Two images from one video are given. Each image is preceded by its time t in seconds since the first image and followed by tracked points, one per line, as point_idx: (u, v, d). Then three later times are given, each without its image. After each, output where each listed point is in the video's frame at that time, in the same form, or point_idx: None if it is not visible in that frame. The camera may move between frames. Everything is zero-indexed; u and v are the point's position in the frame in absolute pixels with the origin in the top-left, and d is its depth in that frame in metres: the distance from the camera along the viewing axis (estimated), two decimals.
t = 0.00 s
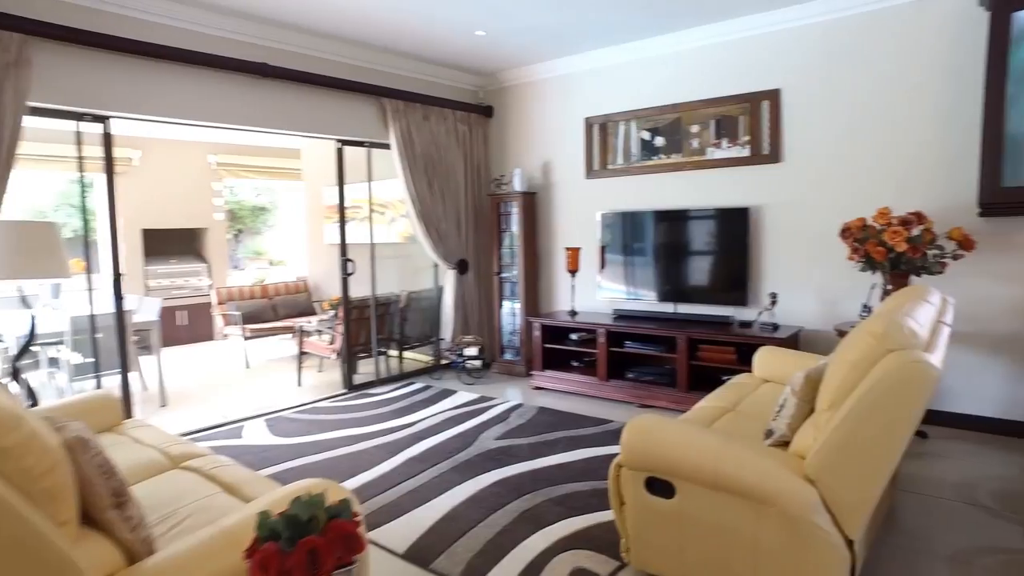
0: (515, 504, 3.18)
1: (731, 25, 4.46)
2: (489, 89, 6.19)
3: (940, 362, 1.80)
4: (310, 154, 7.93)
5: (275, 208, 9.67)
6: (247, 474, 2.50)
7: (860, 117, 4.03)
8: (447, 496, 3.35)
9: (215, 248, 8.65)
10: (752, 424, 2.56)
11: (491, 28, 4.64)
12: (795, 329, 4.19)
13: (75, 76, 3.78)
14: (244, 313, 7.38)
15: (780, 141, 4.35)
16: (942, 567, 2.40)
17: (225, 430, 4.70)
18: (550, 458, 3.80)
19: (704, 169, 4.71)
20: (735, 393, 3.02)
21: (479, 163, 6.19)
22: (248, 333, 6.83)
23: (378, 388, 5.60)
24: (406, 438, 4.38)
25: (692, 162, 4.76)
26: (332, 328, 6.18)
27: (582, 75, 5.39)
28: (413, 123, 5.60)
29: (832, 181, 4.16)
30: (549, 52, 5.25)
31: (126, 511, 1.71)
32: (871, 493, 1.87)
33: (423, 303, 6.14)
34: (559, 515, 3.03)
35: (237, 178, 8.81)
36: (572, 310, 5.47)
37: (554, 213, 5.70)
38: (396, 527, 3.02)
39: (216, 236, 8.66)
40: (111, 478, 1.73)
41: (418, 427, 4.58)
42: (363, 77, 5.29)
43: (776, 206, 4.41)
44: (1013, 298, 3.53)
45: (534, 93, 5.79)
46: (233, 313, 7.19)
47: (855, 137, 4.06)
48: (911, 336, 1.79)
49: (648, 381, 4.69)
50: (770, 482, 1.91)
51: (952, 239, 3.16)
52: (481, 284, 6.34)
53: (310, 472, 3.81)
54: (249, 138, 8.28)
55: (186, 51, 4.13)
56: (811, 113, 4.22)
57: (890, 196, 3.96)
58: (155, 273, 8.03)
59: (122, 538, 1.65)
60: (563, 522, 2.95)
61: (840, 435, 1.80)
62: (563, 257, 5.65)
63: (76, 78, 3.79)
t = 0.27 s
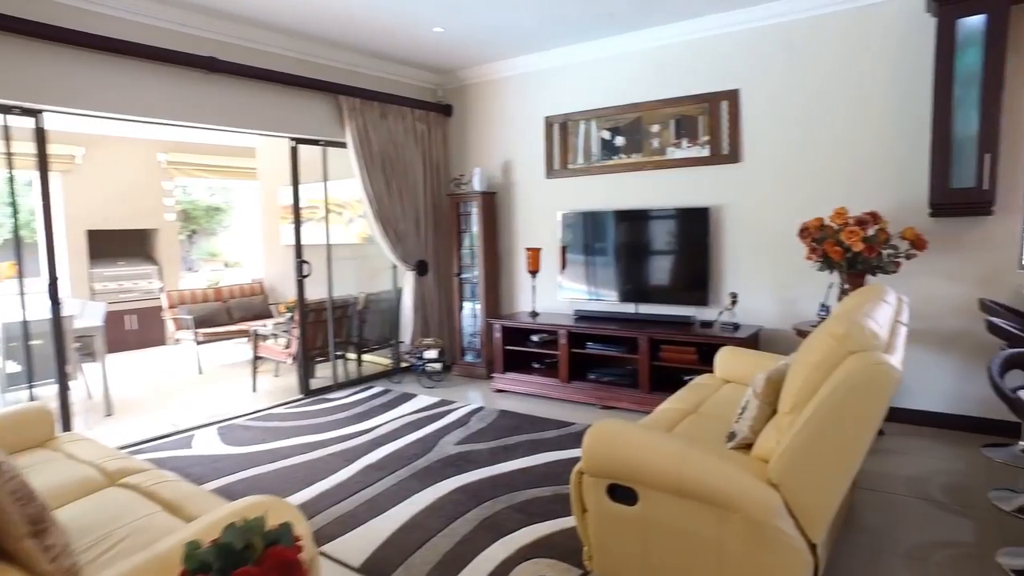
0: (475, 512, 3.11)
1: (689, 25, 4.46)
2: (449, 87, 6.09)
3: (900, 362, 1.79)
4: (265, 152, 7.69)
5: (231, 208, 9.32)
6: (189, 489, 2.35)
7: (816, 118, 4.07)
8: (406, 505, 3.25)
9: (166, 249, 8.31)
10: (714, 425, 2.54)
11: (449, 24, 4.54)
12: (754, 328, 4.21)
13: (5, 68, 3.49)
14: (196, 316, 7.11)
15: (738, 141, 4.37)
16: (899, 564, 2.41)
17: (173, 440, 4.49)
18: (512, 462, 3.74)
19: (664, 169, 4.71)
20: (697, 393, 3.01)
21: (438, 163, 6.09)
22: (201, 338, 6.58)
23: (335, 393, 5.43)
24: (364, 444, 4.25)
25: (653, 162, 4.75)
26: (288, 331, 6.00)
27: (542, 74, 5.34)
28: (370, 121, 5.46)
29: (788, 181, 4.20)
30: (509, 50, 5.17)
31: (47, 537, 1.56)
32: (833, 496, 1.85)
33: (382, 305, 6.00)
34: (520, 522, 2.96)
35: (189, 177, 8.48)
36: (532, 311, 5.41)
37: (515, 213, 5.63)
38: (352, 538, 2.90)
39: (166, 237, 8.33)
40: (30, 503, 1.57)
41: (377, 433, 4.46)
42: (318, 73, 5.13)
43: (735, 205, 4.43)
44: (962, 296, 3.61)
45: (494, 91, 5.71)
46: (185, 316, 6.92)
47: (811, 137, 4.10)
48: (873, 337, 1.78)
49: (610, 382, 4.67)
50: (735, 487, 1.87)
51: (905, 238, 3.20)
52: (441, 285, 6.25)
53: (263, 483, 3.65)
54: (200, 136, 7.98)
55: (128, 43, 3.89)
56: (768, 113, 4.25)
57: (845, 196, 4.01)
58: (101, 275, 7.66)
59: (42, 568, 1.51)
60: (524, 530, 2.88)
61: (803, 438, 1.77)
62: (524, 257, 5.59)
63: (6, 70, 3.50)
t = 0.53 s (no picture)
0: (432, 519, 3.03)
1: (648, 24, 4.46)
2: (406, 85, 5.98)
3: (858, 361, 1.78)
4: (216, 150, 7.41)
5: (184, 208, 9.02)
6: (126, 507, 2.20)
7: (771, 119, 4.11)
8: (362, 514, 3.14)
9: (112, 250, 7.94)
10: (673, 427, 2.52)
11: (404, 20, 4.43)
12: (713, 328, 4.23)
13: None
14: (144, 320, 6.81)
15: (696, 141, 4.39)
16: (854, 561, 2.43)
17: (117, 451, 4.26)
18: (471, 467, 3.67)
19: (623, 169, 4.70)
20: (656, 394, 2.99)
21: (395, 162, 5.97)
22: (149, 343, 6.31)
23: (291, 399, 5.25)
24: (318, 451, 4.11)
25: (612, 162, 4.74)
26: (240, 335, 5.79)
27: (501, 72, 5.27)
28: (324, 119, 5.31)
29: (745, 182, 4.24)
30: (467, 47, 5.09)
31: None
32: (794, 498, 1.83)
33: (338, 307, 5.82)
34: (478, 529, 2.90)
35: (136, 175, 8.14)
36: (492, 312, 5.36)
37: (474, 213, 5.56)
38: (304, 550, 2.79)
39: (112, 237, 7.97)
40: None
41: (332, 439, 4.33)
42: (270, 69, 4.96)
43: (692, 205, 4.45)
44: (911, 294, 3.69)
45: (452, 89, 5.62)
46: (132, 321, 6.62)
47: (766, 138, 4.14)
48: (831, 337, 1.76)
49: (570, 383, 4.64)
50: (695, 491, 1.84)
51: (859, 238, 3.24)
52: (398, 287, 6.13)
53: (211, 494, 3.49)
54: (147, 132, 7.65)
55: (64, 32, 3.65)
56: (725, 114, 4.27)
57: (799, 196, 4.06)
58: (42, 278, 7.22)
59: None
60: (483, 536, 2.82)
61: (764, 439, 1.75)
62: (483, 258, 5.52)
63: None
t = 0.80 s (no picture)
0: (390, 528, 2.95)
1: (604, 25, 4.45)
2: (361, 83, 5.85)
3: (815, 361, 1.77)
4: (163, 148, 7.12)
5: (134, 208, 8.65)
6: (56, 529, 2.05)
7: (726, 121, 4.15)
8: (316, 525, 3.03)
9: (52, 253, 7.56)
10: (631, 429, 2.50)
11: (359, 16, 4.32)
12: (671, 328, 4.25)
13: None
14: (87, 326, 6.49)
15: (654, 142, 4.40)
16: (810, 558, 2.44)
17: (56, 465, 4.02)
18: (429, 473, 3.59)
19: (581, 169, 4.68)
20: (615, 396, 2.97)
21: (351, 161, 5.84)
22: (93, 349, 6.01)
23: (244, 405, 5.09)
24: (271, 460, 3.96)
25: (570, 162, 4.72)
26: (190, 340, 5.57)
27: (458, 71, 5.21)
28: (276, 117, 5.14)
29: (702, 183, 4.26)
30: (423, 45, 5.00)
31: None
32: (752, 501, 1.81)
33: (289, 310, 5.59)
34: (436, 537, 2.83)
35: (78, 174, 7.76)
36: (450, 314, 5.29)
37: (431, 214, 5.47)
38: (254, 565, 2.67)
39: (52, 239, 7.58)
40: None
41: (287, 446, 4.19)
42: (219, 65, 4.78)
43: (650, 205, 4.46)
44: (862, 293, 3.77)
45: (409, 88, 5.52)
46: (74, 326, 6.29)
47: (722, 140, 4.18)
48: (790, 338, 1.74)
49: (530, 385, 4.61)
50: (655, 496, 1.81)
51: (813, 237, 3.29)
52: (355, 288, 5.99)
53: (156, 507, 3.32)
54: (89, 129, 7.30)
55: None
56: (682, 115, 4.29)
57: (754, 197, 4.11)
58: None
59: None
60: (441, 545, 2.75)
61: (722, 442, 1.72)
62: (441, 259, 5.44)
63: None
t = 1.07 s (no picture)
0: (348, 537, 2.85)
1: (565, 25, 4.42)
2: (319, 81, 5.71)
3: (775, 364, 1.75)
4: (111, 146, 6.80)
5: (84, 208, 8.12)
6: None
7: (687, 122, 4.16)
8: (271, 536, 2.92)
9: None
10: (592, 433, 2.47)
11: (316, 12, 4.20)
12: (634, 329, 4.24)
13: None
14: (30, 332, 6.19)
15: (616, 142, 4.38)
16: (771, 558, 2.44)
17: None
18: (390, 479, 3.50)
19: (543, 169, 4.64)
20: (576, 399, 2.94)
21: (309, 160, 5.68)
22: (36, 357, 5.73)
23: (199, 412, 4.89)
24: (225, 469, 3.81)
25: (531, 162, 4.67)
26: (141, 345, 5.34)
27: (418, 70, 5.11)
28: (231, 115, 4.97)
29: (664, 183, 4.27)
30: (383, 43, 4.90)
31: None
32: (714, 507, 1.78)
33: (250, 315, 5.50)
34: (396, 546, 2.74)
35: (19, 173, 7.39)
36: (412, 317, 5.19)
37: (392, 215, 5.37)
38: None
39: None
40: None
41: (244, 454, 4.04)
42: (170, 60, 4.59)
43: (613, 206, 4.44)
44: (820, 292, 3.82)
45: (368, 86, 5.40)
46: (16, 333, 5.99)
47: (683, 141, 4.19)
48: (751, 341, 1.72)
49: (493, 388, 4.55)
50: (617, 501, 1.77)
51: (772, 238, 3.31)
52: (314, 290, 5.84)
53: (101, 523, 3.15)
54: (31, 126, 6.95)
55: None
56: (644, 116, 4.29)
57: (715, 197, 4.13)
58: None
59: None
60: (401, 554, 2.67)
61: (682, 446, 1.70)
62: (402, 260, 5.34)
63: None
